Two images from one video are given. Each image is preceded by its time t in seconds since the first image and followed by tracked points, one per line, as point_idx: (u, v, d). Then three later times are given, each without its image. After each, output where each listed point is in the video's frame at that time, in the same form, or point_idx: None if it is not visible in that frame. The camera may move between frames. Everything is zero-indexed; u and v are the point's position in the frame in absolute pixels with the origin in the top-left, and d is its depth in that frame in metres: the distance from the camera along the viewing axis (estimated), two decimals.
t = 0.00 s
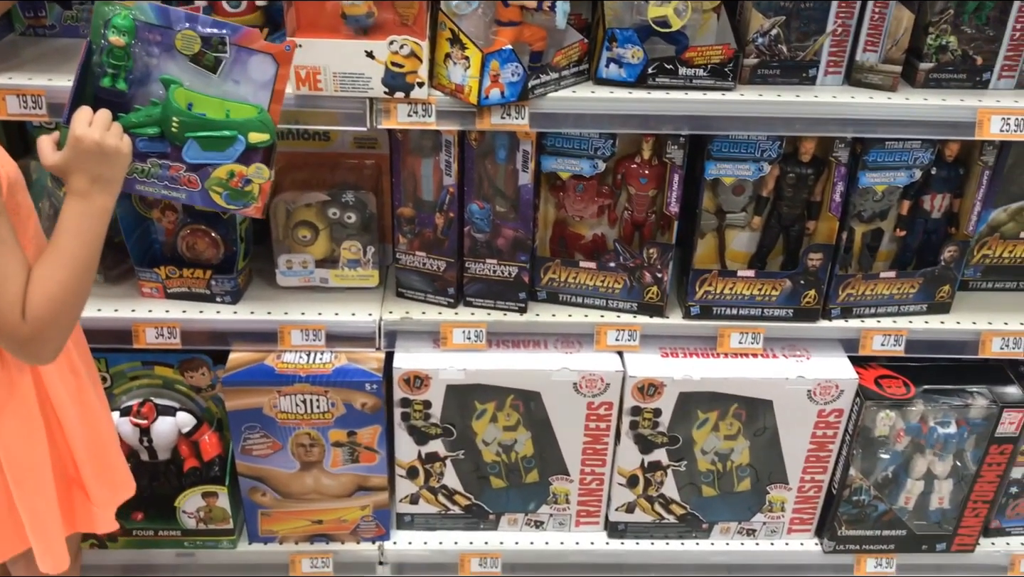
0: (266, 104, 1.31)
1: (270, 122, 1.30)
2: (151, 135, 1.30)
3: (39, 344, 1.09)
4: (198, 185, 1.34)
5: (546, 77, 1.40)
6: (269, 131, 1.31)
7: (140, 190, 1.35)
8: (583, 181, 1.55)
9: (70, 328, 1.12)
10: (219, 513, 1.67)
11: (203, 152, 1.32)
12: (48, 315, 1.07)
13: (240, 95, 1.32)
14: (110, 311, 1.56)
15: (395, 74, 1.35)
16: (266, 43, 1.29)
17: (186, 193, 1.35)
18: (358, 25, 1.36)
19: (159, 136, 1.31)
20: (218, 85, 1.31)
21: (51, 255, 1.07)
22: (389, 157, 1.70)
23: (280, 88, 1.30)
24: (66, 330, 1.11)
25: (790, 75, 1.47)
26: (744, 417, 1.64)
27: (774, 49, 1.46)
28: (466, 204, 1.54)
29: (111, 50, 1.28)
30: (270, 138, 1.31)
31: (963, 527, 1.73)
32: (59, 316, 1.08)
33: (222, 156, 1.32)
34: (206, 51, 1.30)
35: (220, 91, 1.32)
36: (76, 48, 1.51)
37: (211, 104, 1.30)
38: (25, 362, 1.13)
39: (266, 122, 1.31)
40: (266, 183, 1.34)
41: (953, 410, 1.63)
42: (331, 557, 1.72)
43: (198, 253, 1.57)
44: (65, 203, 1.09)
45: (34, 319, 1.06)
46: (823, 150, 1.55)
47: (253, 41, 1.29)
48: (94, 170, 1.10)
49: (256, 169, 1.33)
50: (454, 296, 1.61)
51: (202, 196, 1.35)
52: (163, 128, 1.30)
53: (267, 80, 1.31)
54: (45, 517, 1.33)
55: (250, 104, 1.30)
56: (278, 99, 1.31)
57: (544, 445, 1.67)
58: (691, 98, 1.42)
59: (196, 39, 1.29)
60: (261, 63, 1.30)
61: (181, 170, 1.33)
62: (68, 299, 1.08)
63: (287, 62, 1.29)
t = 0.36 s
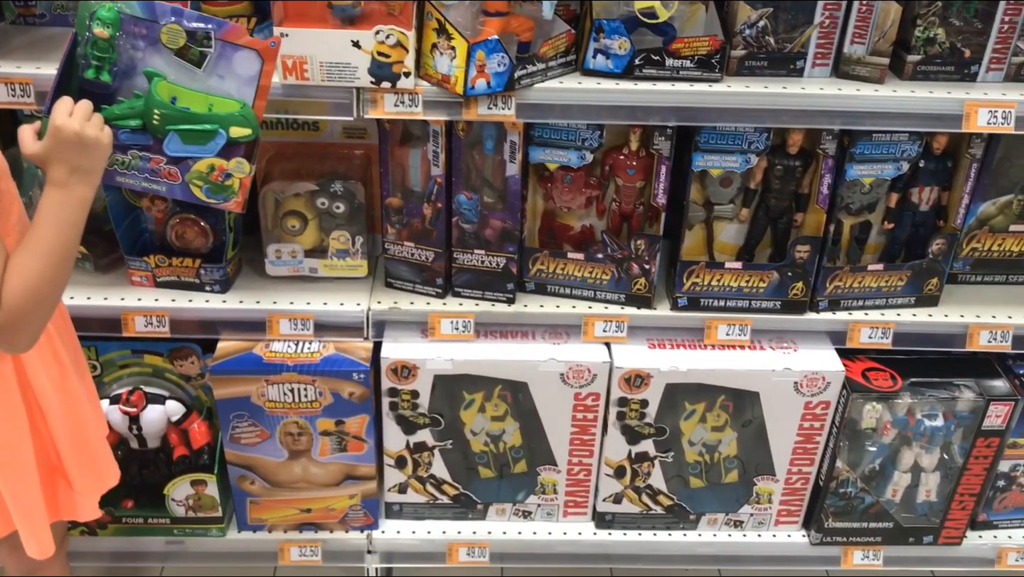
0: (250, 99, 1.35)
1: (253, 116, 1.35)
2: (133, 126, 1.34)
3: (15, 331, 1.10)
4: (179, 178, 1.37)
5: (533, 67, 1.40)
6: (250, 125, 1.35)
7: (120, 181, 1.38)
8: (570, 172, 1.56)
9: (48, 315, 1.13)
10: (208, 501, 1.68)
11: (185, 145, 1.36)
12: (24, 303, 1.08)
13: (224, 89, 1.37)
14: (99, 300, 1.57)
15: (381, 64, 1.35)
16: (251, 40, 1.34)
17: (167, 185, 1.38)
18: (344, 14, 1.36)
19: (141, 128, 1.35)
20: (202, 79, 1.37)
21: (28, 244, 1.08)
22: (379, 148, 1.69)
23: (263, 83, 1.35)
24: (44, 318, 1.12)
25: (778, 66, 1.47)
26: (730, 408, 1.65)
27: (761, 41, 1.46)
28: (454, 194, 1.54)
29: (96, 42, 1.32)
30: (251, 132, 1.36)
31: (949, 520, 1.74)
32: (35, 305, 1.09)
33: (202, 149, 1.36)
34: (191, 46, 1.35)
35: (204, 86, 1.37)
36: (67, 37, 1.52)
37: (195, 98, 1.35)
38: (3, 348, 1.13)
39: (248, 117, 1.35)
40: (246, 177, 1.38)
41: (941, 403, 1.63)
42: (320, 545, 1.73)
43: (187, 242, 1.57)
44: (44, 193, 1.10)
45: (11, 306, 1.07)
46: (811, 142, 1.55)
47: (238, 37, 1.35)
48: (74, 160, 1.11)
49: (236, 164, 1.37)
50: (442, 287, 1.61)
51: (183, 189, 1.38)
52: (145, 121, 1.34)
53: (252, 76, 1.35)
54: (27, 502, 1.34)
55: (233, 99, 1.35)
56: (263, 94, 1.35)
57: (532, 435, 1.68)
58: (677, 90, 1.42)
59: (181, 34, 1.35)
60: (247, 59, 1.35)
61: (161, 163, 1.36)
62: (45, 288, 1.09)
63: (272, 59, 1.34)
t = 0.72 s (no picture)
0: (239, 94, 1.35)
1: (239, 111, 1.35)
2: (121, 119, 1.35)
3: None
4: (164, 171, 1.39)
5: (522, 58, 1.40)
6: (236, 120, 1.36)
7: (106, 173, 1.39)
8: (560, 164, 1.56)
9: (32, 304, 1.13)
10: (199, 490, 1.69)
11: (171, 138, 1.37)
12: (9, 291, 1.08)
13: (214, 84, 1.36)
14: (91, 290, 1.57)
15: (369, 54, 1.36)
16: (240, 34, 1.34)
17: (152, 178, 1.39)
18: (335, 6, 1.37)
19: (128, 121, 1.36)
20: (192, 73, 1.37)
21: (12, 233, 1.08)
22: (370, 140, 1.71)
23: (252, 78, 1.34)
24: (27, 307, 1.12)
25: (767, 58, 1.47)
26: (721, 401, 1.66)
27: (750, 33, 1.46)
28: (443, 185, 1.54)
29: (85, 34, 1.33)
30: (238, 127, 1.36)
31: (939, 513, 1.74)
32: (19, 294, 1.09)
33: (188, 142, 1.37)
34: (180, 39, 1.35)
35: (193, 80, 1.37)
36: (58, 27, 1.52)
37: (184, 92, 1.35)
38: None
39: (236, 112, 1.35)
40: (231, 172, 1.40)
41: (930, 395, 1.63)
42: (311, 535, 1.74)
43: (178, 232, 1.58)
44: (29, 183, 1.10)
45: None
46: (801, 134, 1.55)
47: (228, 32, 1.34)
48: (58, 151, 1.12)
49: (221, 159, 1.38)
50: (432, 278, 1.62)
51: (168, 182, 1.39)
52: (132, 113, 1.35)
53: (241, 71, 1.35)
54: (14, 491, 1.35)
55: (222, 94, 1.35)
56: (252, 90, 1.34)
57: (522, 426, 1.68)
58: (666, 81, 1.42)
59: (171, 28, 1.34)
60: (236, 54, 1.34)
61: (147, 156, 1.37)
62: (30, 276, 1.09)
63: (262, 54, 1.34)
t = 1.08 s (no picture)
0: (228, 88, 1.36)
1: (226, 105, 1.36)
2: (108, 110, 1.36)
3: None
4: (150, 163, 1.38)
5: (510, 50, 1.40)
6: (223, 113, 1.37)
7: (92, 164, 1.39)
8: (549, 155, 1.56)
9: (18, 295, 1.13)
10: (191, 480, 1.70)
11: (157, 131, 1.38)
12: None
13: (203, 77, 1.38)
14: (83, 280, 1.58)
15: (357, 45, 1.36)
16: (229, 27, 1.35)
17: (138, 170, 1.39)
18: None
19: (116, 112, 1.37)
20: (181, 66, 1.38)
21: None
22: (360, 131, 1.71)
23: (241, 72, 1.35)
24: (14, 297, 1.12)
25: (756, 50, 1.47)
26: (710, 393, 1.66)
27: (739, 24, 1.46)
28: (433, 176, 1.54)
29: (74, 25, 1.35)
30: (224, 121, 1.37)
31: (929, 505, 1.74)
32: (5, 283, 1.09)
33: (174, 135, 1.37)
34: (170, 31, 1.37)
35: (182, 72, 1.38)
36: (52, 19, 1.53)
37: (172, 84, 1.37)
38: None
39: (223, 105, 1.36)
40: (217, 166, 1.40)
41: (920, 387, 1.63)
42: (303, 524, 1.75)
43: (170, 223, 1.59)
44: (15, 173, 1.11)
45: None
46: (790, 126, 1.55)
47: (217, 25, 1.36)
48: (44, 142, 1.13)
49: (207, 151, 1.38)
50: (423, 269, 1.62)
51: (153, 174, 1.39)
52: (119, 105, 1.36)
53: (230, 64, 1.36)
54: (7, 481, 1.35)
55: (210, 86, 1.36)
56: (241, 83, 1.35)
57: (512, 417, 1.69)
58: (655, 73, 1.42)
59: (160, 20, 1.37)
60: (225, 48, 1.35)
61: (132, 148, 1.37)
62: (17, 265, 1.10)
63: (251, 48, 1.35)
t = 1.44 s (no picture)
0: (213, 78, 1.38)
1: (210, 95, 1.38)
2: (93, 100, 1.38)
3: None
4: (133, 152, 1.41)
5: (494, 41, 1.41)
6: (206, 103, 1.38)
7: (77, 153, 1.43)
8: (537, 146, 1.57)
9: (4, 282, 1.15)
10: (184, 468, 1.72)
11: (140, 121, 1.39)
12: None
13: (189, 67, 1.40)
14: (75, 270, 1.60)
15: (342, 36, 1.37)
16: (213, 18, 1.36)
17: (121, 159, 1.42)
18: None
19: (100, 102, 1.39)
20: (167, 56, 1.40)
21: None
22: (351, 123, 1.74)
23: (228, 62, 1.37)
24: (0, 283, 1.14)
25: (741, 41, 1.47)
26: (699, 382, 1.67)
27: (724, 15, 1.46)
28: (421, 167, 1.56)
29: (59, 16, 1.38)
30: (207, 111, 1.38)
31: (917, 495, 1.75)
32: None
33: (157, 125, 1.39)
34: (155, 22, 1.38)
35: (168, 62, 1.40)
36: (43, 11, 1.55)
37: (157, 74, 1.39)
38: None
39: (207, 95, 1.38)
40: (200, 155, 1.42)
41: (907, 377, 1.64)
42: (295, 512, 1.77)
43: (161, 214, 1.60)
44: None
45: None
46: (776, 116, 1.55)
47: (201, 15, 1.36)
48: (26, 131, 1.15)
49: (189, 141, 1.40)
50: (412, 260, 1.64)
51: (137, 163, 1.42)
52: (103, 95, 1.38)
53: (215, 54, 1.37)
54: None
55: (194, 77, 1.38)
56: (226, 73, 1.38)
57: (501, 406, 1.70)
58: (639, 63, 1.42)
59: (145, 11, 1.37)
60: (211, 38, 1.37)
61: (115, 137, 1.40)
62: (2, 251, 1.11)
63: (236, 37, 1.36)
